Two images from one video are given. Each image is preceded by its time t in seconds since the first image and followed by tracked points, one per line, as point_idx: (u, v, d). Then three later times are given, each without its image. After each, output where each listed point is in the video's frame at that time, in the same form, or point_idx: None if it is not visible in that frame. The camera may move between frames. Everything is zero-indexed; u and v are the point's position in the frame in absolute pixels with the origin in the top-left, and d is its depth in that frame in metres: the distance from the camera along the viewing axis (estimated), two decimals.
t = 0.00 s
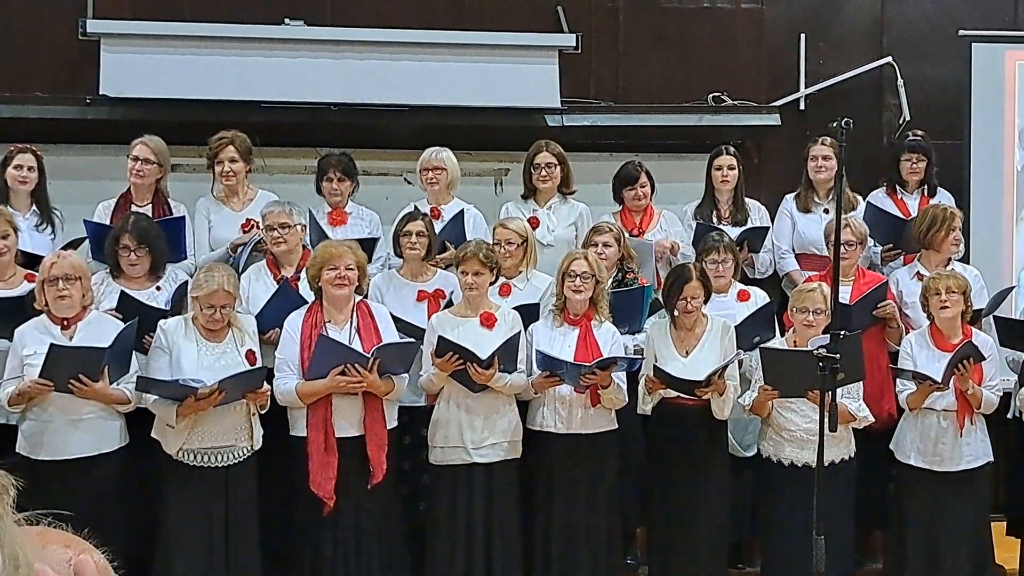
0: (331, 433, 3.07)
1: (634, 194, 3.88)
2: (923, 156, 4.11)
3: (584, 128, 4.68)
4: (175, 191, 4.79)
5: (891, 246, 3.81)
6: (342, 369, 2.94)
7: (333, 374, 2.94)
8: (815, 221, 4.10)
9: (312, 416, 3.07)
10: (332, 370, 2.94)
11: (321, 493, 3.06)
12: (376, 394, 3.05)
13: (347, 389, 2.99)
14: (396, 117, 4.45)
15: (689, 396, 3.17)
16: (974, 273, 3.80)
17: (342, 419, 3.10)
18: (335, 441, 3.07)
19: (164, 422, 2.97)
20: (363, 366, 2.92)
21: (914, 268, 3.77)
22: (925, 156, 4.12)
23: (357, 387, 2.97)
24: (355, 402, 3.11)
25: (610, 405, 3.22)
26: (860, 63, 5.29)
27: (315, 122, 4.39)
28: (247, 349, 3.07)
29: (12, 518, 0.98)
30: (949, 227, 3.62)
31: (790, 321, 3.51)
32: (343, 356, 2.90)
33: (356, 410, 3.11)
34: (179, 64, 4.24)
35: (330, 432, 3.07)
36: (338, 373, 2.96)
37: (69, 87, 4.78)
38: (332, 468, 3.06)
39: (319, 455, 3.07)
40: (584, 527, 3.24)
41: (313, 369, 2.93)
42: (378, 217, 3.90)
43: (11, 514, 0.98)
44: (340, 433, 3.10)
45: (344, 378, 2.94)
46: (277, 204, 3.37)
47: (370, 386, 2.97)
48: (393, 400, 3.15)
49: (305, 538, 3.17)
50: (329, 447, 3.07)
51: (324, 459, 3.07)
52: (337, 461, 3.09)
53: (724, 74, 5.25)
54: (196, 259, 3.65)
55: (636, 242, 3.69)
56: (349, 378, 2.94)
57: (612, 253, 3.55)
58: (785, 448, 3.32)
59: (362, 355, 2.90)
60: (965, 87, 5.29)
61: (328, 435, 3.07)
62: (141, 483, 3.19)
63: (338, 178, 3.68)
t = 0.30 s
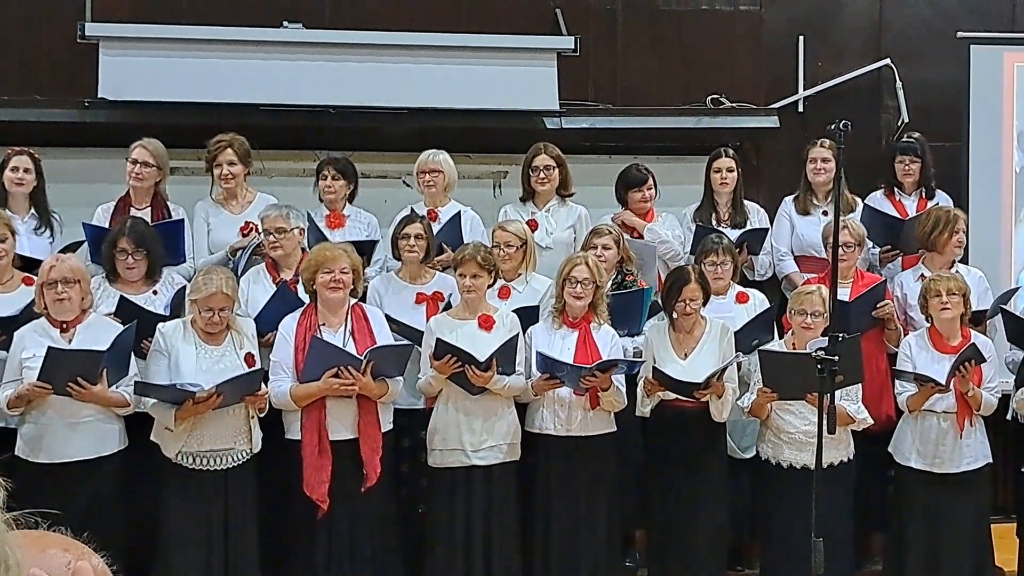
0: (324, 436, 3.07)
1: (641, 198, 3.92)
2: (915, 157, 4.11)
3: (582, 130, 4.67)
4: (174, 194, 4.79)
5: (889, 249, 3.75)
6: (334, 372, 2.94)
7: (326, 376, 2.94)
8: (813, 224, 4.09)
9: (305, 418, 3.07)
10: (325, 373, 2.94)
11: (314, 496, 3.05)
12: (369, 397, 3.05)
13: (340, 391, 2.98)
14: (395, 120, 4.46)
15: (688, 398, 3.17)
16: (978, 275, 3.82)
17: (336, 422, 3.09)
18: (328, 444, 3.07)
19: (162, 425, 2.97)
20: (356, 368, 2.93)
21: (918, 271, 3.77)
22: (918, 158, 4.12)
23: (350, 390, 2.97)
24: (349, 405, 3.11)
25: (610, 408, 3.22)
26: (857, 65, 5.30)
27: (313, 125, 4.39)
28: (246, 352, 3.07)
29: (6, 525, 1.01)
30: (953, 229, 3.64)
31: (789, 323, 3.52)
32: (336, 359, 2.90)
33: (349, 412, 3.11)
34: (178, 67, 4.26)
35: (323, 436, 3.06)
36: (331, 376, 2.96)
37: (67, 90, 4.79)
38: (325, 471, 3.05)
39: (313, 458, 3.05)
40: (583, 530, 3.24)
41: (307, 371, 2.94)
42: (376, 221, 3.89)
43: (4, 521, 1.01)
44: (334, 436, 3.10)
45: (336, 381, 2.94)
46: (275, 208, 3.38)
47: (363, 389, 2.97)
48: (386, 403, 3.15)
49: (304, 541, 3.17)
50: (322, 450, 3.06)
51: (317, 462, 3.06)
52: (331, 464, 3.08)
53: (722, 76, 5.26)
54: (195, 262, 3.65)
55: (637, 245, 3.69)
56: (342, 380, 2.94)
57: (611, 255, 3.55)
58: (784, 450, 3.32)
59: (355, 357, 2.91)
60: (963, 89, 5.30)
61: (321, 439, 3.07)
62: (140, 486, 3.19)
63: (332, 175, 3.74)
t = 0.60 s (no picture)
0: (321, 437, 3.07)
1: (642, 198, 3.89)
2: (915, 158, 4.11)
3: (582, 132, 4.69)
4: (173, 196, 4.79)
5: (886, 249, 3.76)
6: (331, 374, 2.95)
7: (322, 378, 2.95)
8: (813, 225, 4.09)
9: (302, 421, 3.07)
10: (322, 375, 2.95)
11: (311, 498, 3.06)
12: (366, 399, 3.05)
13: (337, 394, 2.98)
14: (393, 122, 4.46)
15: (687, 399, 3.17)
16: (982, 276, 3.82)
17: (332, 424, 3.09)
18: (325, 446, 3.07)
19: (161, 427, 2.97)
20: (353, 370, 2.94)
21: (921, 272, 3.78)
22: (917, 159, 4.12)
23: (346, 394, 2.96)
24: (346, 407, 3.10)
25: (608, 409, 3.20)
26: (856, 66, 5.30)
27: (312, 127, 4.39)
28: (245, 354, 3.06)
29: (3, 528, 1.01)
30: (953, 232, 3.65)
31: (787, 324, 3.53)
32: (333, 361, 2.92)
33: (346, 414, 3.10)
34: (178, 70, 4.26)
35: (321, 437, 3.06)
36: (329, 377, 2.96)
37: (66, 92, 4.79)
38: (323, 473, 3.05)
39: (309, 460, 3.05)
40: (582, 531, 3.24)
41: (305, 373, 2.94)
42: (374, 223, 3.88)
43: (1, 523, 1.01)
44: (331, 438, 3.09)
45: (333, 383, 2.94)
46: (272, 211, 3.38)
47: (360, 392, 2.97)
48: (383, 405, 3.15)
49: (303, 543, 3.16)
50: (319, 452, 3.06)
51: (314, 464, 3.05)
52: (328, 466, 3.07)
53: (721, 77, 5.26)
54: (194, 263, 3.65)
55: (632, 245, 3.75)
56: (339, 382, 2.95)
57: (610, 257, 3.54)
58: (783, 452, 3.32)
59: (351, 359, 2.93)
60: (962, 91, 5.31)
61: (318, 440, 3.07)
62: (138, 489, 3.19)
63: (329, 175, 3.77)
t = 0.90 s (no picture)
0: (323, 440, 3.07)
1: (641, 200, 3.89)
2: (915, 160, 4.12)
3: (581, 134, 4.71)
4: (172, 199, 4.78)
5: (886, 249, 3.73)
6: (332, 377, 2.94)
7: (325, 381, 2.94)
8: (813, 226, 4.09)
9: (303, 423, 3.07)
10: (324, 378, 2.94)
11: (313, 501, 3.05)
12: (368, 401, 3.05)
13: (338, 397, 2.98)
14: (392, 124, 4.47)
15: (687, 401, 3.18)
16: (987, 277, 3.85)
17: (334, 427, 3.09)
18: (326, 449, 3.07)
19: (161, 430, 2.97)
20: (354, 373, 2.92)
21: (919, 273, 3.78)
22: (917, 160, 4.13)
23: (348, 396, 2.96)
24: (346, 410, 3.10)
25: (608, 410, 3.20)
26: (855, 68, 5.30)
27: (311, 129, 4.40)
28: (244, 356, 3.06)
29: (2, 531, 1.01)
30: (953, 234, 3.66)
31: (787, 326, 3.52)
32: (334, 364, 2.91)
33: (347, 417, 3.10)
34: (178, 72, 4.27)
35: (322, 440, 3.06)
36: (329, 381, 2.95)
37: (65, 96, 4.79)
38: (324, 475, 3.06)
39: (311, 462, 3.06)
40: (581, 533, 3.23)
41: (306, 376, 2.93)
42: (373, 226, 3.88)
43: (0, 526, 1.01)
44: (332, 441, 3.09)
45: (335, 386, 2.93)
46: (271, 213, 3.39)
47: (361, 394, 2.96)
48: (384, 407, 3.15)
49: (303, 546, 3.16)
50: (321, 455, 3.07)
51: (316, 467, 3.06)
52: (329, 469, 3.08)
53: (720, 79, 5.26)
54: (194, 266, 3.65)
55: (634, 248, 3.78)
56: (340, 386, 2.94)
57: (611, 259, 3.54)
58: (783, 453, 3.32)
59: (353, 362, 2.92)
60: (961, 92, 5.31)
61: (319, 443, 3.07)
62: (138, 492, 3.19)
63: (327, 178, 3.77)
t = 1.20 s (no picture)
0: (326, 442, 3.07)
1: (639, 202, 3.90)
2: (914, 161, 4.13)
3: (580, 135, 4.71)
4: (172, 201, 4.78)
5: (886, 250, 3.76)
6: (336, 379, 2.93)
7: (327, 383, 2.93)
8: (812, 228, 4.10)
9: (307, 425, 3.07)
10: (326, 381, 2.93)
11: (317, 503, 3.05)
12: (371, 403, 3.05)
13: (341, 399, 2.97)
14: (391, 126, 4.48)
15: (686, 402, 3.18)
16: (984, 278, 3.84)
17: (337, 429, 3.09)
18: (330, 451, 3.07)
19: (161, 433, 2.97)
20: (357, 375, 2.92)
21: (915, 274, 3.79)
22: (916, 162, 4.14)
23: (351, 398, 2.96)
24: (349, 411, 3.10)
25: (608, 412, 3.20)
26: (853, 69, 5.31)
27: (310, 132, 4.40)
28: (244, 359, 3.07)
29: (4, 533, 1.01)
30: (950, 236, 3.66)
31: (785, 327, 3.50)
32: (337, 365, 2.89)
33: (350, 419, 3.10)
34: (177, 74, 4.28)
35: (325, 442, 3.07)
36: (332, 383, 2.94)
37: (64, 98, 4.79)
38: (328, 478, 3.06)
39: (315, 465, 3.06)
40: (581, 535, 3.23)
41: (307, 378, 2.93)
42: (372, 227, 3.90)
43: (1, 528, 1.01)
44: (336, 443, 3.09)
45: (338, 389, 2.93)
46: (267, 216, 3.38)
47: (365, 396, 2.97)
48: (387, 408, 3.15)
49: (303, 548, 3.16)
50: (324, 457, 3.07)
51: (319, 469, 3.06)
52: (333, 470, 3.08)
53: (719, 81, 5.26)
54: (194, 268, 3.66)
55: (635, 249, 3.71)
56: (344, 388, 2.93)
57: (610, 262, 3.54)
58: (783, 455, 3.32)
59: (355, 363, 2.90)
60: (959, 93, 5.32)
61: (322, 445, 3.07)
62: (137, 494, 3.19)
63: (326, 180, 3.77)
